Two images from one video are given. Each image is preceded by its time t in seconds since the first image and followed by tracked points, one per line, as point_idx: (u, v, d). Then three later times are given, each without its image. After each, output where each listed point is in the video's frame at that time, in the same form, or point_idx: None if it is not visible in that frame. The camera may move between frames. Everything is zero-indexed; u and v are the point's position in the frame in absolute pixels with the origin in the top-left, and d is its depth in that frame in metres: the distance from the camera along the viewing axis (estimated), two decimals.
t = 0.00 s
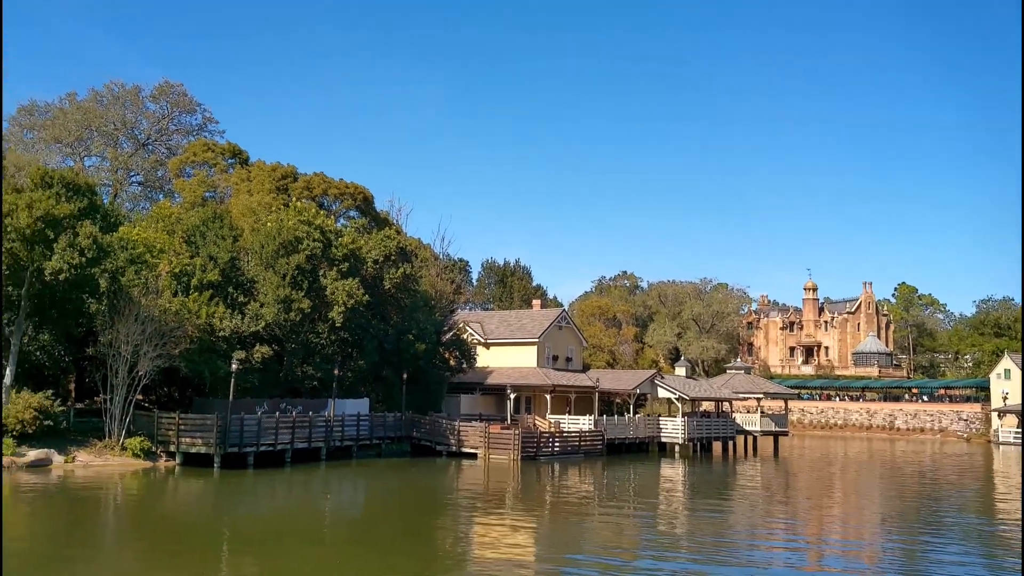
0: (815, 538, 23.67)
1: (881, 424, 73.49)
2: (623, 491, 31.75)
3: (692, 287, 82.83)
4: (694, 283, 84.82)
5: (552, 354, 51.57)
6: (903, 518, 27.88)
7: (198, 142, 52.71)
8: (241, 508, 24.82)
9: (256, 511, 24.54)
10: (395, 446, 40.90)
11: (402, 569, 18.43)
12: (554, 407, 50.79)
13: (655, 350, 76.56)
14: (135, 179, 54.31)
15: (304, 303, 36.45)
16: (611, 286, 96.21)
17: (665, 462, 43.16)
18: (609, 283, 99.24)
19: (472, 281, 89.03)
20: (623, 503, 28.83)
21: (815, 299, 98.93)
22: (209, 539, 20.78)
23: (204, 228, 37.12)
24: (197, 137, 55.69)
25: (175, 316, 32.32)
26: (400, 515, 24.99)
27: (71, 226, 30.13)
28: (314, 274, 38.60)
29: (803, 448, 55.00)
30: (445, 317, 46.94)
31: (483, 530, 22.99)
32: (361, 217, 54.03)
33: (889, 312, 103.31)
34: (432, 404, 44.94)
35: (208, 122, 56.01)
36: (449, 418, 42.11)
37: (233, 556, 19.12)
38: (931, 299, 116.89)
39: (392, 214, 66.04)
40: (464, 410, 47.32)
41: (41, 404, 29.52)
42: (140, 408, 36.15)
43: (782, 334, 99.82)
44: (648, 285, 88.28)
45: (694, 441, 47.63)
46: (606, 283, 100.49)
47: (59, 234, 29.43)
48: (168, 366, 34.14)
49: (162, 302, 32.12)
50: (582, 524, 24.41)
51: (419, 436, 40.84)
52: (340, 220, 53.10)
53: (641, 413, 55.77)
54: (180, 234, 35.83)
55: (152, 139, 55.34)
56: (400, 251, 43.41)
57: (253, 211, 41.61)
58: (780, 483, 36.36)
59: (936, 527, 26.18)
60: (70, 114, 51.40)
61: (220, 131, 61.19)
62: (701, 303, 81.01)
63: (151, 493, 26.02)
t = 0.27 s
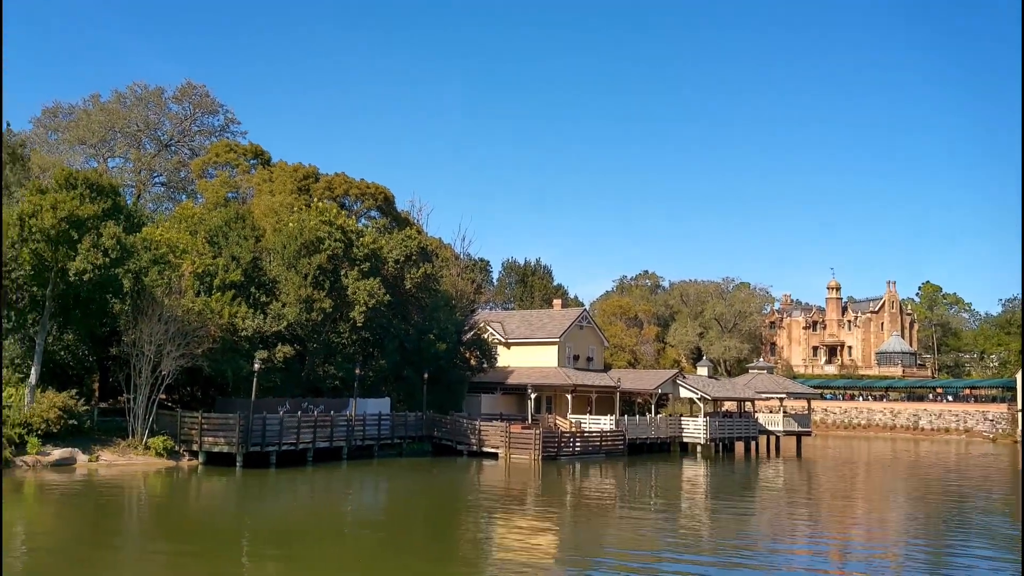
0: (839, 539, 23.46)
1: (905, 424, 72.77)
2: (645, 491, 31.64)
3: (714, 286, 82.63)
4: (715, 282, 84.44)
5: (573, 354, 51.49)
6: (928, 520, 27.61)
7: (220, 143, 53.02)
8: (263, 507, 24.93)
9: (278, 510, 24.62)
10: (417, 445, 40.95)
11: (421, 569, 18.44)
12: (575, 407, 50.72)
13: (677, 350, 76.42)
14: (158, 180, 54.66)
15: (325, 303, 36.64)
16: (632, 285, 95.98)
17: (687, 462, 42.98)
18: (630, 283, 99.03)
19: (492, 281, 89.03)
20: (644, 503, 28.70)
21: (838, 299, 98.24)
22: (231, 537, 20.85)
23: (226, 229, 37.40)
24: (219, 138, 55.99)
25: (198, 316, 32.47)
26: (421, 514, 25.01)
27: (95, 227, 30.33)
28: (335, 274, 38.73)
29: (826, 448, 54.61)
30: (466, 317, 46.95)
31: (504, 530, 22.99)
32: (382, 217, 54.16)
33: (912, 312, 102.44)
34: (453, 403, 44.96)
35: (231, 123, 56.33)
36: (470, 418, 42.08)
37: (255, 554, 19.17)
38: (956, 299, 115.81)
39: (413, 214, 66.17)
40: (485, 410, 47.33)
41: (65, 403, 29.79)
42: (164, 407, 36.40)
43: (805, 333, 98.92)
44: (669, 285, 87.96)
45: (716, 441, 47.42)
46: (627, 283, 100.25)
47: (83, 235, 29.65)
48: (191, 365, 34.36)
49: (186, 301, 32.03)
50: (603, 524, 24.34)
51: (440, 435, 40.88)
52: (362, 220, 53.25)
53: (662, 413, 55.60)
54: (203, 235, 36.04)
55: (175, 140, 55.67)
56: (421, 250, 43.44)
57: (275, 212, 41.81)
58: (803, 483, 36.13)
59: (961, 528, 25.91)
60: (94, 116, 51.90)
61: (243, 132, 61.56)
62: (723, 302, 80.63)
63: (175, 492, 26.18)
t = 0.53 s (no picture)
0: (860, 543, 23.25)
1: (926, 426, 72.15)
2: (664, 495, 31.47)
3: (733, 287, 82.29)
4: (735, 284, 84.06)
5: (591, 356, 51.37)
6: (950, 523, 27.32)
7: (240, 146, 53.26)
8: (282, 509, 24.98)
9: (297, 512, 24.66)
10: (435, 447, 40.95)
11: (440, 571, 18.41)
12: (594, 410, 50.58)
13: (695, 352, 76.73)
14: (178, 184, 54.95)
15: (344, 306, 36.73)
16: (651, 287, 95.70)
17: (706, 464, 42.76)
18: (649, 285, 98.78)
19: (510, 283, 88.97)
20: (663, 506, 28.54)
21: (859, 300, 97.57)
22: (249, 538, 21.01)
23: (246, 232, 37.58)
24: (239, 141, 56.23)
25: (218, 319, 32.63)
26: (439, 516, 24.99)
27: (115, 230, 30.46)
28: (354, 277, 38.82)
29: (846, 451, 54.21)
30: (483, 320, 46.91)
31: (522, 532, 22.94)
32: (400, 220, 54.23)
33: (934, 313, 101.58)
34: (471, 405, 44.95)
35: (250, 126, 56.57)
36: (488, 421, 42.03)
37: (272, 555, 19.34)
38: (977, 300, 114.78)
39: (431, 217, 66.22)
40: (503, 413, 47.27)
41: (86, 405, 29.99)
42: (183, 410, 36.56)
43: (824, 335, 98.99)
44: (688, 286, 87.58)
45: (735, 444, 47.15)
46: (645, 285, 100.02)
47: (104, 238, 29.79)
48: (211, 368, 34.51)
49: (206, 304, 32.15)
50: (622, 527, 24.24)
51: (458, 438, 40.86)
52: (380, 222, 53.33)
53: (681, 416, 55.37)
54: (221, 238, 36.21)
55: (195, 144, 55.94)
56: (439, 252, 43.46)
57: (294, 215, 41.95)
58: (823, 486, 35.83)
59: (985, 532, 25.61)
60: (115, 120, 52.26)
61: (262, 136, 61.88)
62: (742, 304, 80.24)
63: (194, 494, 26.28)
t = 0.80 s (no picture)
0: (883, 546, 23.04)
1: (949, 428, 71.49)
2: (685, 497, 31.32)
3: (754, 289, 81.89)
4: (755, 285, 83.64)
5: (610, 359, 51.23)
6: (975, 526, 27.03)
7: (259, 150, 53.49)
8: (304, 512, 25.06)
9: (319, 514, 24.72)
10: (455, 450, 40.95)
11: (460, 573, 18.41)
12: (614, 412, 50.44)
13: (717, 353, 75.82)
14: (198, 188, 55.23)
15: (363, 308, 36.78)
16: (671, 289, 95.40)
17: (727, 467, 42.55)
18: (669, 287, 98.48)
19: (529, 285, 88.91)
20: (684, 509, 28.40)
21: (880, 301, 96.85)
22: (271, 539, 21.23)
23: (266, 236, 37.71)
24: (258, 145, 56.47)
25: (239, 322, 32.79)
26: (460, 519, 25.00)
27: (136, 234, 30.64)
28: (373, 280, 38.88)
29: (869, 453, 53.80)
30: (503, 322, 46.87)
31: (542, 535, 22.86)
32: (419, 223, 54.29)
33: (957, 314, 100.67)
34: (491, 408, 44.89)
35: (269, 130, 56.84)
36: (507, 423, 41.98)
37: (292, 555, 19.55)
38: (1001, 300, 113.67)
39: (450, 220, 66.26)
40: (523, 415, 47.21)
41: (108, 408, 30.14)
42: (204, 413, 36.73)
43: (846, 337, 98.27)
44: (708, 288, 87.19)
45: (757, 446, 46.91)
46: (665, 287, 99.72)
47: (125, 242, 29.99)
48: (232, 371, 34.66)
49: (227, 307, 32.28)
50: (643, 529, 24.15)
51: (478, 441, 40.84)
52: (398, 225, 53.42)
53: (702, 418, 55.13)
54: (241, 242, 36.40)
55: (215, 148, 56.21)
56: (457, 255, 43.45)
57: (314, 219, 42.07)
58: (846, 489, 35.57)
59: (1011, 536, 25.33)
60: (135, 125, 52.63)
61: (282, 140, 62.21)
62: (763, 306, 79.81)
63: (216, 497, 26.42)
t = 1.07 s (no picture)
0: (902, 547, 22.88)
1: (970, 428, 70.92)
2: (703, 497, 31.21)
3: (772, 288, 81.53)
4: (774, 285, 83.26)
5: (628, 358, 51.11)
6: (996, 527, 26.80)
7: (277, 151, 53.69)
8: (322, 511, 25.13)
9: (338, 514, 24.79)
10: (472, 450, 40.97)
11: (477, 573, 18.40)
12: (631, 412, 50.33)
13: (735, 353, 75.88)
14: (217, 189, 55.49)
15: (380, 308, 36.84)
16: (689, 288, 95.12)
17: (745, 467, 42.38)
18: (687, 286, 98.20)
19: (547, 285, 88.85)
20: (702, 509, 28.30)
21: (900, 301, 96.25)
22: (291, 538, 21.28)
23: (284, 236, 37.82)
24: (276, 146, 56.67)
25: (257, 322, 32.92)
26: (478, 518, 25.00)
27: (156, 235, 30.76)
28: (390, 279, 38.94)
29: (889, 453, 53.46)
30: (520, 322, 46.83)
31: (559, 535, 22.81)
32: (436, 223, 54.33)
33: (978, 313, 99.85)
34: (508, 408, 44.90)
35: (287, 131, 57.02)
36: (525, 423, 41.96)
37: (311, 554, 19.60)
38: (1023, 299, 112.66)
39: (467, 220, 66.31)
40: (540, 415, 47.19)
41: (127, 408, 30.32)
42: (223, 412, 36.90)
43: (866, 336, 97.47)
44: (727, 288, 86.85)
45: (776, 447, 46.72)
46: (683, 286, 99.43)
47: (145, 242, 30.13)
48: (250, 371, 34.81)
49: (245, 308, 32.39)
50: (660, 530, 24.08)
51: (495, 440, 40.84)
52: (416, 225, 53.49)
53: (720, 418, 54.95)
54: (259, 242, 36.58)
55: (233, 149, 56.44)
56: (474, 255, 43.44)
57: (331, 219, 42.18)
58: (865, 489, 35.35)
59: None
60: (154, 126, 52.93)
61: (299, 141, 62.41)
62: (782, 305, 79.44)
63: (235, 496, 26.53)
